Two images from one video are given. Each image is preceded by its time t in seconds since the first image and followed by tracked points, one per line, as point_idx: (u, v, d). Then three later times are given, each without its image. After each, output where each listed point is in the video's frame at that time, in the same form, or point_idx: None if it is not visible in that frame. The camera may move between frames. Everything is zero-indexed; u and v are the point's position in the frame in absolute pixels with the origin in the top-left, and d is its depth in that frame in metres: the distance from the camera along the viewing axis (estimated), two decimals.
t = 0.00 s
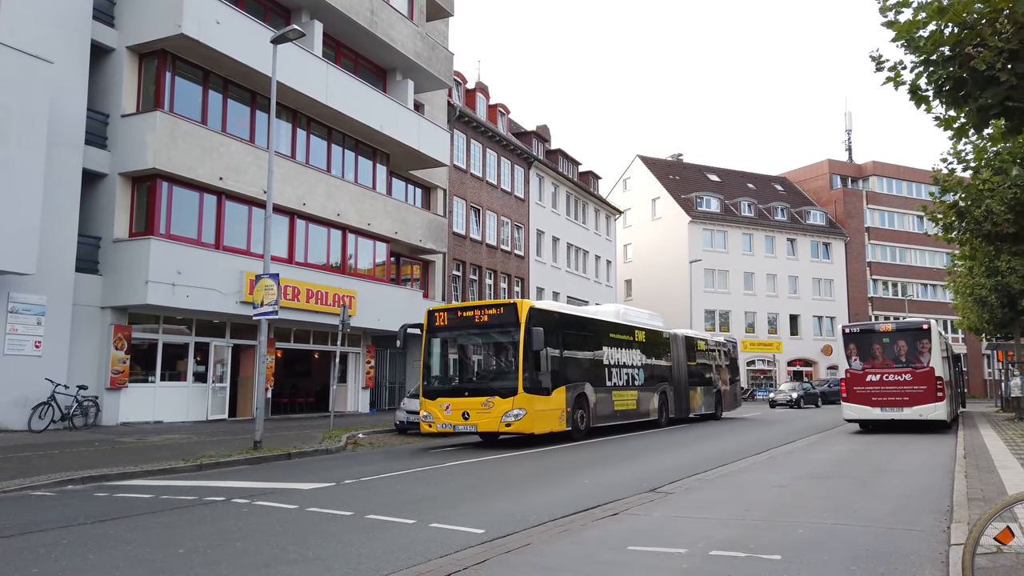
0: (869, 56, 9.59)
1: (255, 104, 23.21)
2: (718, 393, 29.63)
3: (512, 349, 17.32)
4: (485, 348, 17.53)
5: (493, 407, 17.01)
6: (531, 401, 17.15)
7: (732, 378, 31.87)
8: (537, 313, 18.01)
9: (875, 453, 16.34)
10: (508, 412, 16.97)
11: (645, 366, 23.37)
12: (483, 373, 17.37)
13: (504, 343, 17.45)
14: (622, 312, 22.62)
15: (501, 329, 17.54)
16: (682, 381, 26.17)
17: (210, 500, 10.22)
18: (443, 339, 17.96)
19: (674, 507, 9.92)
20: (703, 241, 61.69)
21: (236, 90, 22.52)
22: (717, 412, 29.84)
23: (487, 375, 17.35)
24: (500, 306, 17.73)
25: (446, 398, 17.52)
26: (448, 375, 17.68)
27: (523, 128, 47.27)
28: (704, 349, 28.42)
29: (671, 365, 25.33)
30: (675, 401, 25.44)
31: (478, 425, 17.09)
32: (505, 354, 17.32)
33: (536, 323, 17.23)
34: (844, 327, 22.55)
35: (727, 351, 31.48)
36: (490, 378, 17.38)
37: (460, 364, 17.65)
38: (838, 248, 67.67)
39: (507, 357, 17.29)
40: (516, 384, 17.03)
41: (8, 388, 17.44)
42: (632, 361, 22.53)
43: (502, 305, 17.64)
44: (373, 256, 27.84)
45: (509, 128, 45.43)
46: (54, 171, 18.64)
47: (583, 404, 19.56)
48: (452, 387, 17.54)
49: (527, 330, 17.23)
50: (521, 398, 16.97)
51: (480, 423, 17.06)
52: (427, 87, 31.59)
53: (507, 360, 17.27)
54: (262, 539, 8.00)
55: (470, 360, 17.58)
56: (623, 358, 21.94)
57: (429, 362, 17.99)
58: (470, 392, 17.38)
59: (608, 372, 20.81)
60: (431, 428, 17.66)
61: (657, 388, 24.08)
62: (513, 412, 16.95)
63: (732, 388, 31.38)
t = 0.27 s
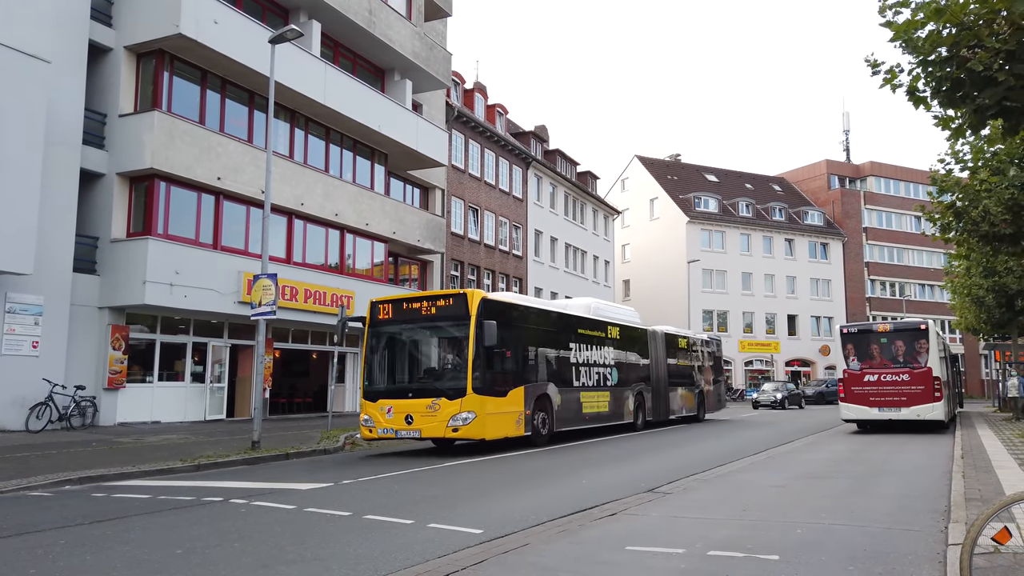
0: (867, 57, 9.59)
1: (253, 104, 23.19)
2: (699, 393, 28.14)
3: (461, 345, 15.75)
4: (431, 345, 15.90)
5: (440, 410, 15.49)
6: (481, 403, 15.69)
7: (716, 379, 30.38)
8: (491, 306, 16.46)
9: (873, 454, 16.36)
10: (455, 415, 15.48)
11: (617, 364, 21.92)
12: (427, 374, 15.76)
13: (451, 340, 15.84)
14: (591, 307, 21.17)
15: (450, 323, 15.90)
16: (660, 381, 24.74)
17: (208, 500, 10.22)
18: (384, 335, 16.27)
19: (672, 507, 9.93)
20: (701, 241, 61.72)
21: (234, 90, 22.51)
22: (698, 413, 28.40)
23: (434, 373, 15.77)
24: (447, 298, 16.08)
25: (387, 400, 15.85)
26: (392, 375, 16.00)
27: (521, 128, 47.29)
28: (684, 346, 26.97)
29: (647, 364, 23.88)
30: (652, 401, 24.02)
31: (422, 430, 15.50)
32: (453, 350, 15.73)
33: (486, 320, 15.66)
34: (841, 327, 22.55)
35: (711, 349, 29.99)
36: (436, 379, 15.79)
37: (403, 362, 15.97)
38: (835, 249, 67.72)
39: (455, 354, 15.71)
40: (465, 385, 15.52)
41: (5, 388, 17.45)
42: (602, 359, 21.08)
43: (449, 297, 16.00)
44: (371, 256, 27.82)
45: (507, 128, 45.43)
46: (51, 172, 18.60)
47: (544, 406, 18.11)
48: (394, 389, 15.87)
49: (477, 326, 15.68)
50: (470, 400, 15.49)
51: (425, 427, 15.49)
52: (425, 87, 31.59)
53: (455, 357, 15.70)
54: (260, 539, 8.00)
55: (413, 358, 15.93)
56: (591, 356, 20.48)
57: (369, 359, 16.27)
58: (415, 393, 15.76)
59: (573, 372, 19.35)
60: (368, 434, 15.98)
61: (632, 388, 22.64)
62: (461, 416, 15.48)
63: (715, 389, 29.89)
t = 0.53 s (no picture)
0: (865, 57, 9.60)
1: (252, 104, 23.18)
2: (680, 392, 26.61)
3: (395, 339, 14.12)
4: (363, 339, 14.30)
5: (370, 414, 13.89)
6: (417, 406, 14.07)
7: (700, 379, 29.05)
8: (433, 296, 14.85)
9: (871, 453, 16.36)
10: (387, 419, 13.87)
11: (586, 362, 20.45)
12: (358, 373, 14.15)
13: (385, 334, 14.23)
14: (559, 299, 19.67)
15: (385, 315, 14.30)
16: (639, 381, 23.28)
17: (206, 500, 10.21)
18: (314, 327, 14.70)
19: (671, 507, 9.93)
20: (699, 241, 61.76)
21: (233, 90, 22.49)
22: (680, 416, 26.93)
23: (365, 371, 14.16)
24: (383, 287, 14.47)
25: (313, 402, 14.28)
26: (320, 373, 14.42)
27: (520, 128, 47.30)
28: (666, 342, 25.46)
29: (622, 362, 22.38)
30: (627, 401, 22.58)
31: (350, 436, 13.93)
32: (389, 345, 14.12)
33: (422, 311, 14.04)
34: (839, 327, 22.55)
35: (694, 347, 28.48)
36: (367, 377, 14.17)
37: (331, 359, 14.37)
38: (834, 249, 67.76)
39: (388, 350, 14.12)
40: (398, 385, 13.93)
41: (3, 387, 17.43)
42: (568, 357, 19.64)
43: (384, 286, 14.39)
44: (370, 256, 27.81)
45: (506, 128, 45.43)
46: (49, 172, 18.57)
47: (497, 408, 16.63)
48: (320, 390, 14.27)
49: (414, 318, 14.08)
50: (405, 402, 13.89)
51: (354, 433, 13.92)
52: (424, 87, 31.58)
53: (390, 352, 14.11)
54: (258, 539, 7.99)
55: (342, 354, 14.33)
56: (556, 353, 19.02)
57: (295, 355, 14.70)
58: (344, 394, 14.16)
59: (533, 371, 17.85)
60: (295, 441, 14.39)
61: (603, 388, 21.13)
62: (394, 422, 13.84)
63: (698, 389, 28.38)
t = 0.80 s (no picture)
0: (864, 57, 9.60)
1: (251, 104, 23.17)
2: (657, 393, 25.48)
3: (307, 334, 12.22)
4: (272, 332, 12.43)
5: (278, 418, 12.05)
6: (333, 409, 12.22)
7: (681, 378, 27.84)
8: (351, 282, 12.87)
9: (870, 454, 16.35)
10: (297, 425, 12.02)
11: (550, 360, 19.12)
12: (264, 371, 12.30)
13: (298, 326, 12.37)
14: (518, 291, 18.17)
15: (298, 304, 12.45)
16: (613, 380, 22.22)
17: (205, 501, 10.20)
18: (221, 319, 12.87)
19: (670, 507, 9.92)
20: (698, 241, 61.80)
21: (232, 89, 22.47)
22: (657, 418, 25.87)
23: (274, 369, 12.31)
24: (297, 271, 12.61)
25: (215, 406, 12.47)
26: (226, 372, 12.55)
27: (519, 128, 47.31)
28: (643, 340, 24.40)
29: (595, 361, 21.21)
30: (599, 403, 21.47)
31: (254, 444, 12.12)
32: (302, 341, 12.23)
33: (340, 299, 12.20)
34: (838, 327, 22.55)
35: (673, 345, 27.32)
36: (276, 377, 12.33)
37: (236, 355, 12.55)
38: (833, 249, 67.80)
39: (301, 346, 12.23)
40: (309, 385, 12.07)
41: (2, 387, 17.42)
42: (528, 355, 18.17)
43: (299, 271, 12.53)
44: (369, 256, 27.80)
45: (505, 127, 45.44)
46: (48, 172, 18.55)
47: (437, 410, 14.90)
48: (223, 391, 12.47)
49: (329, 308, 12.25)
50: (317, 405, 12.03)
51: (258, 441, 12.11)
52: (423, 87, 31.57)
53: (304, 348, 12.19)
54: (256, 539, 7.98)
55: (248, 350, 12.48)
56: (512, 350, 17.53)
57: (200, 351, 12.89)
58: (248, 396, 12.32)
59: (481, 368, 16.28)
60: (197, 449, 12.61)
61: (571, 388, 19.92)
62: (303, 428, 11.99)
63: (676, 390, 27.22)
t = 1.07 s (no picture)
0: (864, 57, 9.61)
1: (250, 104, 23.16)
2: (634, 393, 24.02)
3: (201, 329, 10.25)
4: (146, 321, 10.50)
5: (147, 425, 10.09)
6: (214, 415, 10.28)
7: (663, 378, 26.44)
8: (282, 281, 11.51)
9: (870, 454, 16.35)
10: (170, 433, 10.08)
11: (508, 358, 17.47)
12: (132, 369, 10.35)
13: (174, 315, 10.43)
14: (469, 280, 16.49)
15: (178, 288, 10.53)
16: (582, 381, 20.81)
17: (205, 501, 10.20)
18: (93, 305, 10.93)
19: (670, 508, 9.92)
20: (698, 241, 61.82)
21: (231, 89, 22.46)
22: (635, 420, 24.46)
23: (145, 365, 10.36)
24: (177, 249, 10.67)
25: (78, 410, 10.50)
26: (99, 370, 10.59)
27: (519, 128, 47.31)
28: (618, 337, 22.95)
29: (561, 359, 19.74)
30: (568, 406, 20.03)
31: (119, 457, 10.13)
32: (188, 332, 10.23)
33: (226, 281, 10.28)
34: (838, 327, 22.55)
35: (653, 343, 25.83)
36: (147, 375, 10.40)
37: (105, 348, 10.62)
38: (832, 249, 67.81)
39: (177, 336, 10.30)
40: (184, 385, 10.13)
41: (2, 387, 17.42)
42: (479, 352, 16.42)
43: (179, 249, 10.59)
44: (369, 256, 27.80)
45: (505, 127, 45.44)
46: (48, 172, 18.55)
47: (361, 415, 12.99)
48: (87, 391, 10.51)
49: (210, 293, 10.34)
50: (192, 409, 10.08)
51: (125, 453, 10.11)
52: (423, 87, 31.56)
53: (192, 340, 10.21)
54: (256, 539, 7.98)
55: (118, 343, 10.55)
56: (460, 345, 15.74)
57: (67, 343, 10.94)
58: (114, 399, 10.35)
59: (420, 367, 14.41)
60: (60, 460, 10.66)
61: (534, 390, 18.37)
62: (176, 436, 10.04)
63: (656, 390, 25.75)
